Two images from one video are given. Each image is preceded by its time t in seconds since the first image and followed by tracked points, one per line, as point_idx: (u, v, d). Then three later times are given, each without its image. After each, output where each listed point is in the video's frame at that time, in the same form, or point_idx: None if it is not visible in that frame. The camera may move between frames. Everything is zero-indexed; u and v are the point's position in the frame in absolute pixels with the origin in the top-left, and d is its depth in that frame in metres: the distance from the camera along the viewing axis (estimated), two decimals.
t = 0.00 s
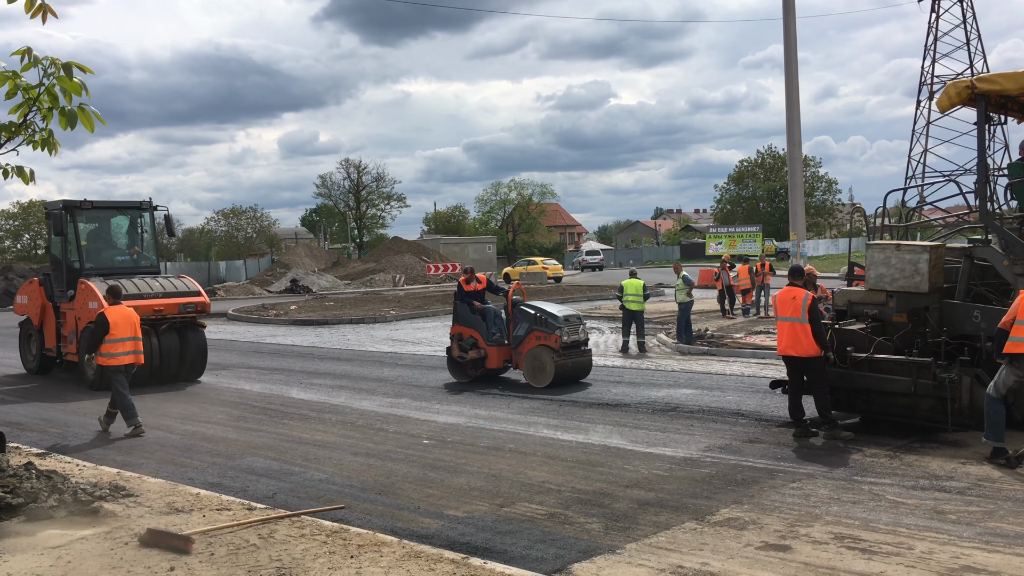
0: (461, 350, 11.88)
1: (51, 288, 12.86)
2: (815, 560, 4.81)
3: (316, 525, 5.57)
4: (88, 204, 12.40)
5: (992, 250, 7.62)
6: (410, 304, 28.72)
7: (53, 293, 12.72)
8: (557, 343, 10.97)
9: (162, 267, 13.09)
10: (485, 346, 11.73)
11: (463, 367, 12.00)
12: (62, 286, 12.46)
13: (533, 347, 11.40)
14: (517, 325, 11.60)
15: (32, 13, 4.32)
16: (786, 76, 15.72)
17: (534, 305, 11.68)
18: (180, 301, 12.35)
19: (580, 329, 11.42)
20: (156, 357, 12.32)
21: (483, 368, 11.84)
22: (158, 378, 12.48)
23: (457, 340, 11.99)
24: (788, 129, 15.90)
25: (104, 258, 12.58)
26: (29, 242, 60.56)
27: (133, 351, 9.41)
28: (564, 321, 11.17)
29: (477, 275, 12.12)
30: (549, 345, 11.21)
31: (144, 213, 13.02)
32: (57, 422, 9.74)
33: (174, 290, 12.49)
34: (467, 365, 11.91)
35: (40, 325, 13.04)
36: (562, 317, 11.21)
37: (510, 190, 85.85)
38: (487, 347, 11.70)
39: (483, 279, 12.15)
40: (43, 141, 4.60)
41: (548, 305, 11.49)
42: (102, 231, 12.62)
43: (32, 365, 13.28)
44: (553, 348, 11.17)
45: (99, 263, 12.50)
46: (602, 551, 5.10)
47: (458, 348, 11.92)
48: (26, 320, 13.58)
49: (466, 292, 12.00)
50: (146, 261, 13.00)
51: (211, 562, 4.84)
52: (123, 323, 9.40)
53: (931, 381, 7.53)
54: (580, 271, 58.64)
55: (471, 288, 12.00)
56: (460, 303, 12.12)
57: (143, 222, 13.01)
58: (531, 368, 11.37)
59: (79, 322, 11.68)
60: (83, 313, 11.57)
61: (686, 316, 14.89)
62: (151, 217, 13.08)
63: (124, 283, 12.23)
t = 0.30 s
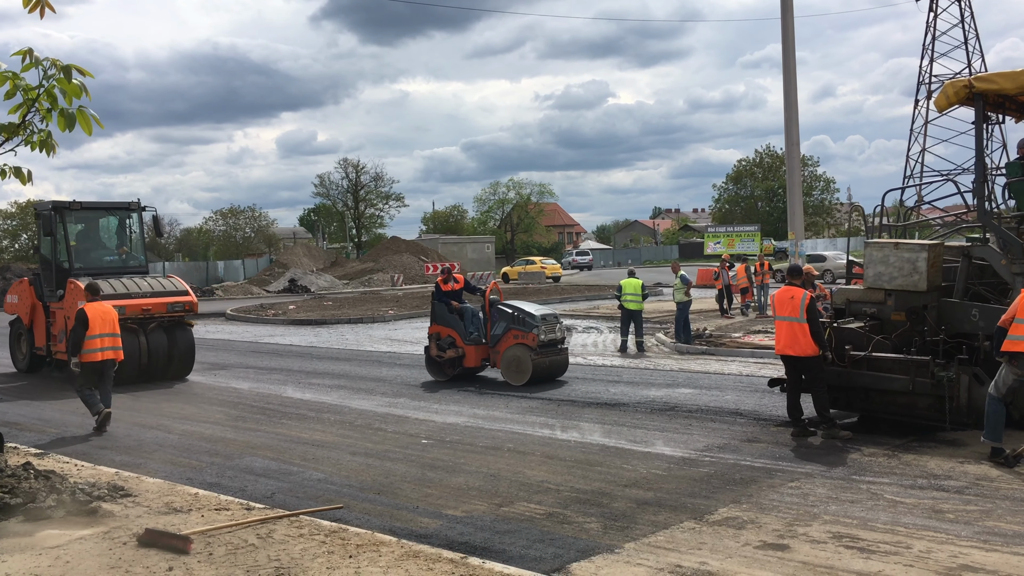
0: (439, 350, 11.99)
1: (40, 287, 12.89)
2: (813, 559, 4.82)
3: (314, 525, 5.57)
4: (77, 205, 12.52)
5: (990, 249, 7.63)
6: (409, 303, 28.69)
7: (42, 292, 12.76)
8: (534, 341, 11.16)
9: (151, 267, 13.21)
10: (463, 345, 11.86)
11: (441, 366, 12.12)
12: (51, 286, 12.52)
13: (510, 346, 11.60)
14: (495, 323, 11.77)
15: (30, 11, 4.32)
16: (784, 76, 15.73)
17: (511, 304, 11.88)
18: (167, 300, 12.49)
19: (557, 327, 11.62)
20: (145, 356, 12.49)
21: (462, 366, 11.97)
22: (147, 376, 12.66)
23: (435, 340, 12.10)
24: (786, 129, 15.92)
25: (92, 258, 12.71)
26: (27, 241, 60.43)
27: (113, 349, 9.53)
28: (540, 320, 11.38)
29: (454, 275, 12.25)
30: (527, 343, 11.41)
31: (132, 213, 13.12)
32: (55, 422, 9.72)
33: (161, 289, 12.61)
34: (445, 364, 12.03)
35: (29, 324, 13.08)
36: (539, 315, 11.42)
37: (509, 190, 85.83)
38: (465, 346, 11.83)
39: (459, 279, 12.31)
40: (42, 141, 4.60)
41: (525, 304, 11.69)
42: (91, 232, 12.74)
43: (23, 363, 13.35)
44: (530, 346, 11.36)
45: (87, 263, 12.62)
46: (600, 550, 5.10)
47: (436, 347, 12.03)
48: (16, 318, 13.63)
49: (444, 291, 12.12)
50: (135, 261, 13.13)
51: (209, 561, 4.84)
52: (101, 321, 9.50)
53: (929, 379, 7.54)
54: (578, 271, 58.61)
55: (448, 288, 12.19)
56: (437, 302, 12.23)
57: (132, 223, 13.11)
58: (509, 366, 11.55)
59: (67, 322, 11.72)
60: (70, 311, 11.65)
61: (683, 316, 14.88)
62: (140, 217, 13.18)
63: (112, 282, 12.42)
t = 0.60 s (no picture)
0: (416, 349, 12.11)
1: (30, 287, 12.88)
2: (811, 559, 4.83)
3: (312, 525, 5.57)
4: (65, 206, 12.64)
5: (987, 250, 7.64)
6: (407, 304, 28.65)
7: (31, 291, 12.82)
8: (512, 341, 11.36)
9: (139, 266, 13.37)
10: (441, 344, 12.02)
11: (417, 365, 12.26)
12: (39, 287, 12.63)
13: (488, 345, 11.79)
14: (472, 323, 11.96)
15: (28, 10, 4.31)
16: (782, 76, 15.75)
17: (488, 304, 12.08)
18: (156, 300, 12.61)
19: (533, 327, 11.84)
20: (132, 356, 12.58)
21: (439, 366, 12.12)
22: (135, 376, 12.78)
23: (412, 340, 12.22)
24: (784, 129, 15.93)
25: (81, 258, 12.84)
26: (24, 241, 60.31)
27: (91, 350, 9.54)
28: (518, 319, 11.59)
29: (431, 275, 12.40)
30: (504, 343, 11.61)
31: (120, 214, 13.27)
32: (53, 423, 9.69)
33: (149, 289, 12.73)
34: (422, 364, 12.18)
35: (19, 323, 13.12)
36: (516, 315, 11.63)
37: (507, 190, 85.81)
38: (443, 346, 12.00)
39: (436, 279, 12.46)
40: (39, 143, 4.59)
41: (502, 304, 11.90)
42: (79, 233, 12.87)
43: (13, 361, 13.40)
44: (508, 346, 11.55)
45: (76, 263, 12.76)
46: (598, 551, 5.10)
47: (413, 347, 12.15)
48: (5, 317, 13.67)
49: (421, 292, 12.26)
50: (123, 261, 13.28)
51: (207, 562, 4.84)
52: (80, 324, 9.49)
53: (927, 379, 7.55)
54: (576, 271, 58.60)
55: (426, 288, 12.33)
56: (414, 303, 12.36)
57: (120, 224, 13.26)
58: (486, 365, 11.74)
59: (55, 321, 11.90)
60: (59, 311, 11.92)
61: (681, 317, 14.89)
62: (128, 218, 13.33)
63: (100, 282, 12.52)
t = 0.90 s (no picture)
0: (394, 350, 12.24)
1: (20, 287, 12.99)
2: (808, 559, 4.84)
3: (309, 527, 5.56)
4: (53, 207, 12.88)
5: (984, 251, 7.63)
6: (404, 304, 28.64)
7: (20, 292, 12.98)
8: (488, 341, 11.54)
9: (126, 267, 13.57)
10: (418, 344, 12.15)
11: (395, 366, 12.39)
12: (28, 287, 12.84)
13: (465, 345, 11.94)
14: (449, 324, 12.11)
15: (25, 11, 4.31)
16: (779, 77, 15.77)
17: (464, 304, 12.22)
18: (143, 300, 12.79)
19: (510, 327, 12.01)
20: (120, 355, 12.82)
21: (416, 366, 12.25)
22: (123, 375, 13.01)
23: (390, 340, 12.34)
24: (781, 130, 15.95)
25: (69, 259, 13.06)
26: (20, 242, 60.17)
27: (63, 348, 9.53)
28: (495, 320, 11.76)
29: (406, 276, 12.49)
30: (481, 343, 11.77)
31: (109, 215, 13.50)
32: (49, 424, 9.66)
33: (136, 289, 12.91)
34: (400, 364, 12.31)
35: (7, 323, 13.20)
36: (493, 316, 11.79)
37: (504, 191, 85.84)
38: (420, 346, 12.14)
39: (412, 279, 12.56)
40: (36, 146, 4.59)
41: (478, 305, 12.05)
42: (68, 234, 13.09)
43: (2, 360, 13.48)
44: (485, 345, 11.72)
45: (65, 263, 12.98)
46: (596, 551, 5.11)
47: (391, 347, 12.28)
48: None
49: (397, 293, 12.35)
50: (111, 262, 13.49)
51: (204, 563, 4.83)
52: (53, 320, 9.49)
53: (923, 379, 7.57)
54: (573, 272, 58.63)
55: (402, 290, 12.42)
56: (391, 304, 12.46)
57: (108, 225, 13.47)
58: (463, 364, 11.90)
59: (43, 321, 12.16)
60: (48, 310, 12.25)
61: (679, 317, 14.92)
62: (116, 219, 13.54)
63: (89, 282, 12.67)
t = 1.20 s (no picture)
0: (372, 350, 12.27)
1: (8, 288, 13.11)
2: (804, 560, 4.85)
3: (305, 528, 5.55)
4: (42, 209, 12.98)
5: (981, 252, 7.64)
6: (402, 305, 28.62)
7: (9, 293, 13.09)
8: (466, 341, 11.65)
9: (114, 268, 13.67)
10: (396, 345, 12.21)
11: (373, 366, 12.46)
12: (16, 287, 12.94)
13: (443, 345, 12.04)
14: (427, 324, 12.20)
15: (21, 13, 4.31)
16: (776, 78, 15.79)
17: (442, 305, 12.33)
18: (131, 300, 12.83)
19: (486, 328, 12.15)
20: (107, 353, 12.81)
21: (394, 366, 12.30)
22: (110, 374, 13.02)
23: (368, 341, 12.37)
24: (778, 131, 15.97)
25: (58, 259, 13.15)
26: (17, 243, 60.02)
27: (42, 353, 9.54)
28: (472, 321, 11.89)
29: (382, 277, 12.54)
30: (459, 343, 11.89)
31: (97, 217, 13.59)
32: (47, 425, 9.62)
33: (124, 290, 12.96)
34: (378, 364, 12.37)
35: None
36: (470, 316, 11.91)
37: (502, 192, 85.85)
38: (398, 346, 12.20)
39: (389, 281, 12.62)
40: (32, 146, 4.58)
41: (456, 305, 12.14)
42: (56, 235, 13.18)
43: None
44: (463, 346, 11.84)
45: (53, 264, 13.07)
46: (592, 552, 5.11)
47: (369, 347, 12.30)
48: None
49: (374, 294, 12.40)
50: (99, 263, 13.58)
51: (200, 565, 4.82)
52: (33, 324, 9.52)
53: (920, 379, 7.59)
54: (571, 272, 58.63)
55: (379, 290, 12.48)
56: (368, 304, 12.50)
57: (96, 226, 13.56)
58: (441, 365, 12.00)
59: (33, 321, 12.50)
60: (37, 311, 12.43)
61: (676, 318, 14.94)
62: (104, 221, 13.63)
63: (77, 283, 12.71)
